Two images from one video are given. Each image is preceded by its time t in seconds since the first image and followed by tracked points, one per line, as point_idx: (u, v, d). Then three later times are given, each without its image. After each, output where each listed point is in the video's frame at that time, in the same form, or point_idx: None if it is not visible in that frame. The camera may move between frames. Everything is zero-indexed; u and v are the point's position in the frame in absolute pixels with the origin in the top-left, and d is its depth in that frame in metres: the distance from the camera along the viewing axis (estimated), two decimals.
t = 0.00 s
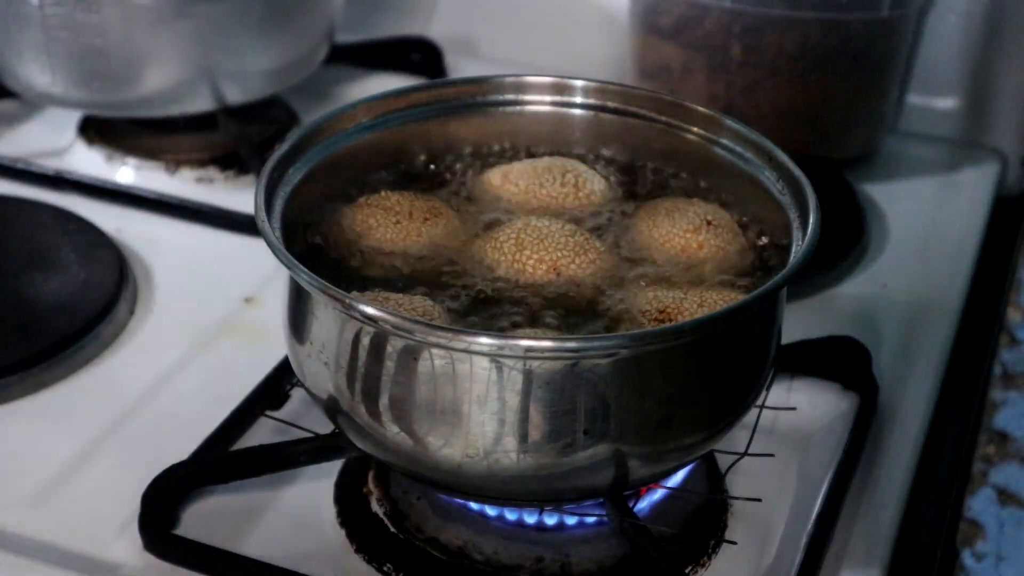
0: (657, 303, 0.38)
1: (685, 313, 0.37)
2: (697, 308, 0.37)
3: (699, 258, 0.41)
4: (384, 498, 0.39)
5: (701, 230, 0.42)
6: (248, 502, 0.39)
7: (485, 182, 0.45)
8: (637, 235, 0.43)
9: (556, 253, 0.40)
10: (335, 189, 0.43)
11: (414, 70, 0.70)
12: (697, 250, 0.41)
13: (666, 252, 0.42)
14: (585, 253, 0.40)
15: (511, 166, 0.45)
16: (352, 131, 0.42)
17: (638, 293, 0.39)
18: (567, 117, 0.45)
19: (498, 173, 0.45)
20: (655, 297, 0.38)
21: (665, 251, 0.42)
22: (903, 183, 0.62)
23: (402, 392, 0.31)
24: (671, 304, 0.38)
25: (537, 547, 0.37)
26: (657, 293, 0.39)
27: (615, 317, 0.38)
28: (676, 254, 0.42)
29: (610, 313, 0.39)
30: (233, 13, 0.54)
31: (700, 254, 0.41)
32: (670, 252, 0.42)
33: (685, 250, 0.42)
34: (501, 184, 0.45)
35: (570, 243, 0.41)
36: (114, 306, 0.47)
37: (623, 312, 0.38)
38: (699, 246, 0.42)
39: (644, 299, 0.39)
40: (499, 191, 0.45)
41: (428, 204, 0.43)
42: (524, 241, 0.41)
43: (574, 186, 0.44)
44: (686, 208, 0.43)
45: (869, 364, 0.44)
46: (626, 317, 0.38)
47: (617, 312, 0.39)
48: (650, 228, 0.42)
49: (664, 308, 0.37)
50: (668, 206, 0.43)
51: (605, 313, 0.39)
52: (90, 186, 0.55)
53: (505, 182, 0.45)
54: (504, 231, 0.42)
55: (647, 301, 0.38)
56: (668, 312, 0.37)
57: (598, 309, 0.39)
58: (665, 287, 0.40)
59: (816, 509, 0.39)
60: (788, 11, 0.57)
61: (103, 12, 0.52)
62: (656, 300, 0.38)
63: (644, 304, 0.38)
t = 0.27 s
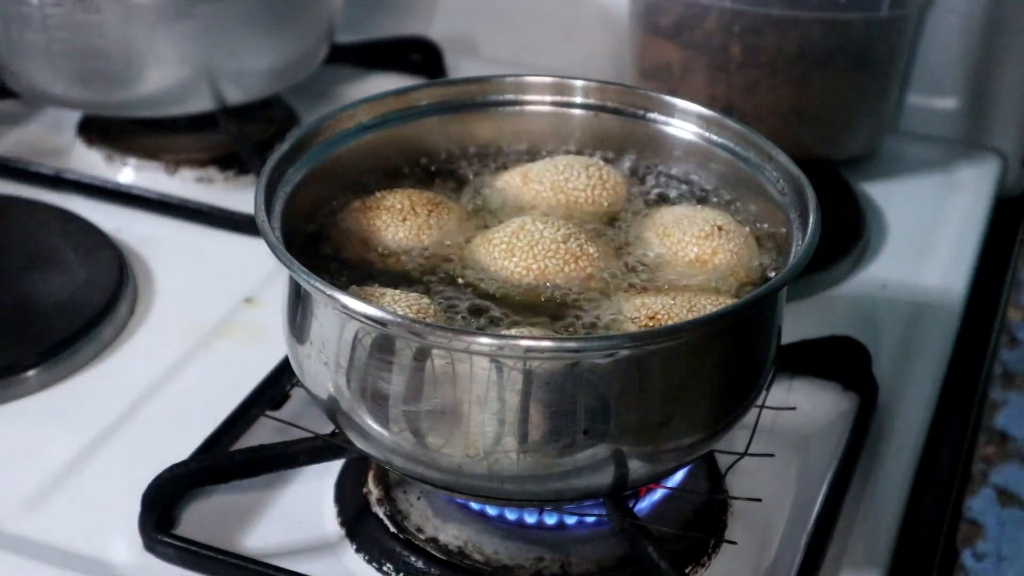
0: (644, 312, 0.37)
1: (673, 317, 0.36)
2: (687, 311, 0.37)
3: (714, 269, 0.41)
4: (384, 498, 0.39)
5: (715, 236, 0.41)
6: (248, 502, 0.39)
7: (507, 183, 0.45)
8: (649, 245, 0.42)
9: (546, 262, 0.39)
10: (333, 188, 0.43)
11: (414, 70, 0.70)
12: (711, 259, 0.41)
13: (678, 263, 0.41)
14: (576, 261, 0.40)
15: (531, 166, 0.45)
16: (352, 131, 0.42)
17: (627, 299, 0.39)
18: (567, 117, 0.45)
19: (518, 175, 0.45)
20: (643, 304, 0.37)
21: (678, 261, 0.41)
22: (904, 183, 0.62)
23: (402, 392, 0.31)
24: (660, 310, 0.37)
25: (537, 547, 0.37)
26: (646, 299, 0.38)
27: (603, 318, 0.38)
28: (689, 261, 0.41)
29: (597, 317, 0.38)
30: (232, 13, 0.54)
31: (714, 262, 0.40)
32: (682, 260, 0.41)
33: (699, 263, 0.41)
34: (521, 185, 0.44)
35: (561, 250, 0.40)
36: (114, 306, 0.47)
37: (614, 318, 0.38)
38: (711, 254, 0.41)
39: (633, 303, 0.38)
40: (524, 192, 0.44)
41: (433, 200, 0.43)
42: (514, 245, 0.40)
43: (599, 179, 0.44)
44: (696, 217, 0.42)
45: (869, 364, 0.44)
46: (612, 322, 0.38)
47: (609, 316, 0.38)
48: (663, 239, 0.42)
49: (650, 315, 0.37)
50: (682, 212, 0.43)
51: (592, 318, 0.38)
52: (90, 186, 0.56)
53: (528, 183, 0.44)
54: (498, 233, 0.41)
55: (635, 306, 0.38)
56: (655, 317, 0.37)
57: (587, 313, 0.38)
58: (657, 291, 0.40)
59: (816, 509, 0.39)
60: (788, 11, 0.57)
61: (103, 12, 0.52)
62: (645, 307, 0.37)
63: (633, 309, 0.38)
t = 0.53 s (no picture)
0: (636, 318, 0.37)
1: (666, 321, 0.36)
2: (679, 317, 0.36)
3: (708, 272, 0.41)
4: (384, 498, 0.39)
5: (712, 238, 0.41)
6: (248, 502, 0.39)
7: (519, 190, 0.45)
8: (646, 246, 0.42)
9: (529, 272, 0.39)
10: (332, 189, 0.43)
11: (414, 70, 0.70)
12: (708, 260, 0.41)
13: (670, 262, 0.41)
14: (560, 272, 0.39)
15: (544, 169, 0.45)
16: (352, 131, 0.42)
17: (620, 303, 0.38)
18: (567, 117, 0.45)
19: (529, 179, 0.45)
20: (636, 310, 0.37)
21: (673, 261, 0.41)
22: (905, 183, 0.62)
23: (402, 392, 0.31)
24: (652, 317, 0.36)
25: (537, 547, 0.37)
26: (639, 304, 0.38)
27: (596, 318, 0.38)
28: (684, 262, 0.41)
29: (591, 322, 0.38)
30: (232, 13, 0.54)
31: (708, 264, 0.40)
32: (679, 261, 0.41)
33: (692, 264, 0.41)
34: (532, 188, 0.44)
35: (546, 260, 0.39)
36: (114, 306, 0.47)
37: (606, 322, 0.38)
38: (707, 256, 0.41)
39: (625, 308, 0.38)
40: (535, 196, 0.44)
41: (435, 199, 0.44)
42: (499, 254, 0.40)
43: (612, 182, 0.44)
44: (692, 217, 0.42)
45: (869, 364, 0.44)
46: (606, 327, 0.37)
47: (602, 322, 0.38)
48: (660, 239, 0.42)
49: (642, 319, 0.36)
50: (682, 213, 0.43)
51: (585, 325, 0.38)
52: (90, 186, 0.56)
53: (539, 186, 0.44)
54: (483, 241, 0.41)
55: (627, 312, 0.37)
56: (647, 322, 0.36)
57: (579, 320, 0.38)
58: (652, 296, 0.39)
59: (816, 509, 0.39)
60: (788, 11, 0.57)
61: (103, 12, 0.52)
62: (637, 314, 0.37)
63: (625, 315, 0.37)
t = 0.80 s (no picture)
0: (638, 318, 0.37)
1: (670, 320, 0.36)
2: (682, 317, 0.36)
3: (689, 270, 0.41)
4: (384, 498, 0.39)
5: (700, 237, 0.41)
6: (248, 502, 0.39)
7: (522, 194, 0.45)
8: (638, 248, 0.43)
9: (508, 285, 0.38)
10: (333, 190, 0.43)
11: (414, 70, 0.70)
12: (692, 258, 0.41)
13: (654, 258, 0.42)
14: (540, 285, 0.38)
15: (546, 170, 0.45)
16: (352, 131, 0.42)
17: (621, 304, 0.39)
18: (567, 117, 0.45)
19: (532, 179, 0.45)
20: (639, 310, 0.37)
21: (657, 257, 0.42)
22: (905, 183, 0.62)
23: (402, 392, 0.31)
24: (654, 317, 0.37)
25: (537, 547, 0.37)
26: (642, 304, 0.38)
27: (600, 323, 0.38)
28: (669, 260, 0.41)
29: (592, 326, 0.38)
30: (232, 13, 0.54)
31: (692, 263, 0.41)
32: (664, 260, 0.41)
33: (677, 261, 0.41)
34: (535, 188, 0.44)
35: (525, 272, 0.38)
36: (114, 306, 0.47)
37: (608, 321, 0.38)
38: (691, 255, 0.41)
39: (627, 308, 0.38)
40: (539, 196, 0.44)
41: (432, 197, 0.43)
42: (475, 268, 0.39)
43: (616, 184, 0.44)
44: (691, 217, 0.42)
45: (869, 364, 0.44)
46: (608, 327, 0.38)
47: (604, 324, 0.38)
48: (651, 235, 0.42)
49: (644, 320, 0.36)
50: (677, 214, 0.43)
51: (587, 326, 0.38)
52: (90, 186, 0.56)
53: (542, 186, 0.44)
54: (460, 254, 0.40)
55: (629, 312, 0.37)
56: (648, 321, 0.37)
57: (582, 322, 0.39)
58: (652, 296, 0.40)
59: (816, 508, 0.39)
60: (788, 11, 0.57)
61: (103, 12, 0.52)
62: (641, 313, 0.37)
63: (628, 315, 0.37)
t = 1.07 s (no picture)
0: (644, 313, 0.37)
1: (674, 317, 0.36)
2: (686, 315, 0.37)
3: (683, 272, 0.41)
4: (384, 498, 0.39)
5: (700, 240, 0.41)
6: (248, 503, 0.39)
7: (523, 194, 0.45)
8: (637, 248, 0.42)
9: (503, 285, 0.38)
10: (334, 189, 0.43)
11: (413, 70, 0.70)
12: (686, 262, 0.41)
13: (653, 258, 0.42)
14: (532, 282, 0.38)
15: (549, 170, 0.45)
16: (352, 131, 0.42)
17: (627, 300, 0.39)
18: (567, 117, 0.45)
19: (536, 178, 0.45)
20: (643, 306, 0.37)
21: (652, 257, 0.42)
22: (905, 183, 0.62)
23: (402, 392, 0.31)
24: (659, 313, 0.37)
25: (537, 547, 0.37)
26: (648, 300, 0.38)
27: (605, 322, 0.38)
28: (664, 259, 0.41)
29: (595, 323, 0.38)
30: (231, 13, 0.54)
31: (686, 265, 0.41)
32: (659, 260, 0.41)
33: (671, 262, 0.41)
34: (539, 188, 0.44)
35: (517, 271, 0.39)
36: (114, 306, 0.47)
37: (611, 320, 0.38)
38: (686, 258, 0.41)
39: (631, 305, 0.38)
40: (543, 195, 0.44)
41: (427, 197, 0.44)
42: (467, 269, 0.39)
43: (620, 180, 0.44)
44: (693, 219, 0.42)
45: (869, 364, 0.44)
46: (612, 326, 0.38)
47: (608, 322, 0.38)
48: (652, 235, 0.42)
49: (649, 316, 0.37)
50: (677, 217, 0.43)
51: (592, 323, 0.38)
52: (90, 186, 0.56)
53: (546, 186, 0.44)
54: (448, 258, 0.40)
55: (632, 309, 0.38)
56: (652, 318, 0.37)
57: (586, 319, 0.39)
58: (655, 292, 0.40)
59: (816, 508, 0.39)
60: (788, 11, 0.57)
61: (102, 12, 0.52)
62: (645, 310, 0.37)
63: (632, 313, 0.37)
